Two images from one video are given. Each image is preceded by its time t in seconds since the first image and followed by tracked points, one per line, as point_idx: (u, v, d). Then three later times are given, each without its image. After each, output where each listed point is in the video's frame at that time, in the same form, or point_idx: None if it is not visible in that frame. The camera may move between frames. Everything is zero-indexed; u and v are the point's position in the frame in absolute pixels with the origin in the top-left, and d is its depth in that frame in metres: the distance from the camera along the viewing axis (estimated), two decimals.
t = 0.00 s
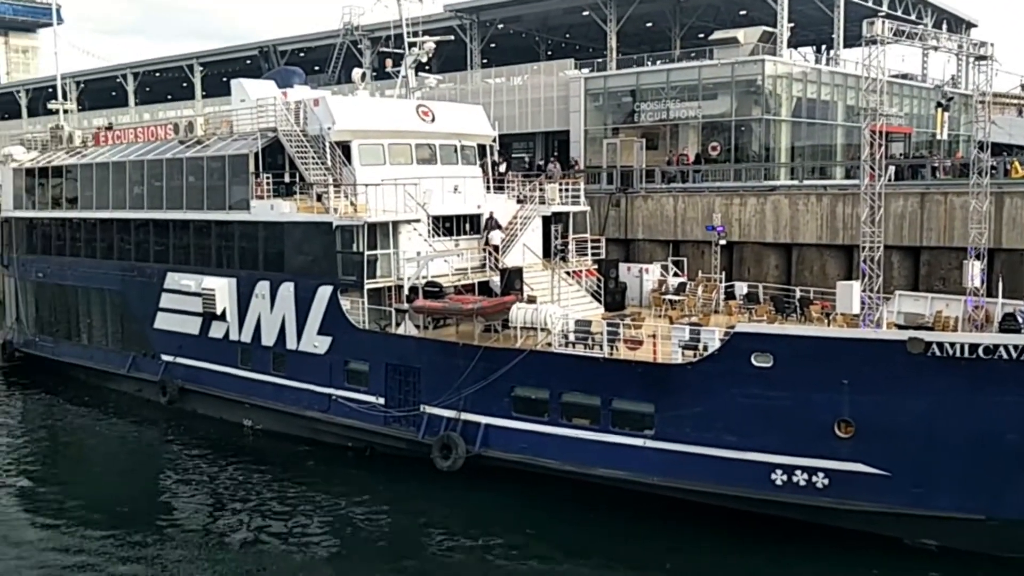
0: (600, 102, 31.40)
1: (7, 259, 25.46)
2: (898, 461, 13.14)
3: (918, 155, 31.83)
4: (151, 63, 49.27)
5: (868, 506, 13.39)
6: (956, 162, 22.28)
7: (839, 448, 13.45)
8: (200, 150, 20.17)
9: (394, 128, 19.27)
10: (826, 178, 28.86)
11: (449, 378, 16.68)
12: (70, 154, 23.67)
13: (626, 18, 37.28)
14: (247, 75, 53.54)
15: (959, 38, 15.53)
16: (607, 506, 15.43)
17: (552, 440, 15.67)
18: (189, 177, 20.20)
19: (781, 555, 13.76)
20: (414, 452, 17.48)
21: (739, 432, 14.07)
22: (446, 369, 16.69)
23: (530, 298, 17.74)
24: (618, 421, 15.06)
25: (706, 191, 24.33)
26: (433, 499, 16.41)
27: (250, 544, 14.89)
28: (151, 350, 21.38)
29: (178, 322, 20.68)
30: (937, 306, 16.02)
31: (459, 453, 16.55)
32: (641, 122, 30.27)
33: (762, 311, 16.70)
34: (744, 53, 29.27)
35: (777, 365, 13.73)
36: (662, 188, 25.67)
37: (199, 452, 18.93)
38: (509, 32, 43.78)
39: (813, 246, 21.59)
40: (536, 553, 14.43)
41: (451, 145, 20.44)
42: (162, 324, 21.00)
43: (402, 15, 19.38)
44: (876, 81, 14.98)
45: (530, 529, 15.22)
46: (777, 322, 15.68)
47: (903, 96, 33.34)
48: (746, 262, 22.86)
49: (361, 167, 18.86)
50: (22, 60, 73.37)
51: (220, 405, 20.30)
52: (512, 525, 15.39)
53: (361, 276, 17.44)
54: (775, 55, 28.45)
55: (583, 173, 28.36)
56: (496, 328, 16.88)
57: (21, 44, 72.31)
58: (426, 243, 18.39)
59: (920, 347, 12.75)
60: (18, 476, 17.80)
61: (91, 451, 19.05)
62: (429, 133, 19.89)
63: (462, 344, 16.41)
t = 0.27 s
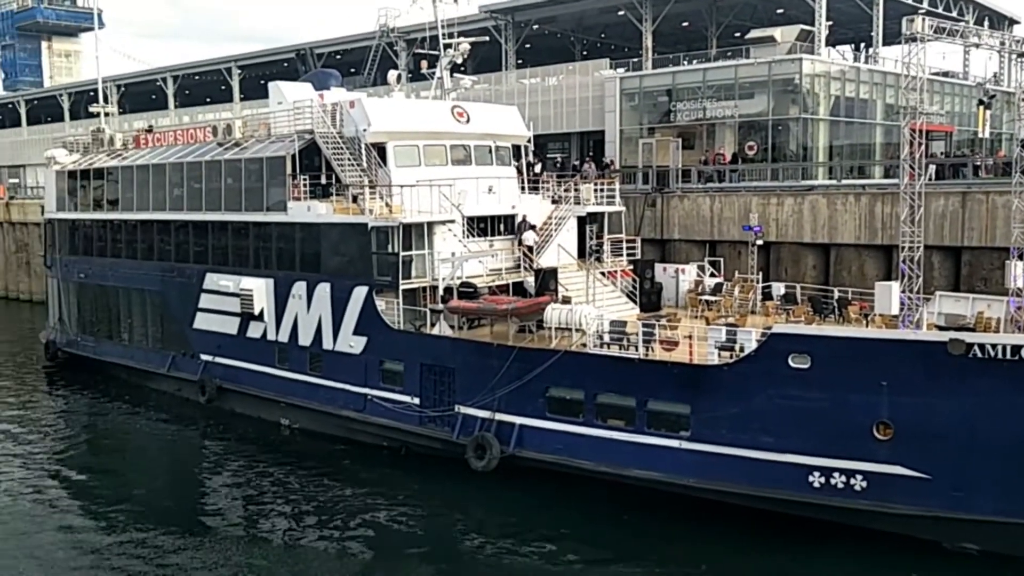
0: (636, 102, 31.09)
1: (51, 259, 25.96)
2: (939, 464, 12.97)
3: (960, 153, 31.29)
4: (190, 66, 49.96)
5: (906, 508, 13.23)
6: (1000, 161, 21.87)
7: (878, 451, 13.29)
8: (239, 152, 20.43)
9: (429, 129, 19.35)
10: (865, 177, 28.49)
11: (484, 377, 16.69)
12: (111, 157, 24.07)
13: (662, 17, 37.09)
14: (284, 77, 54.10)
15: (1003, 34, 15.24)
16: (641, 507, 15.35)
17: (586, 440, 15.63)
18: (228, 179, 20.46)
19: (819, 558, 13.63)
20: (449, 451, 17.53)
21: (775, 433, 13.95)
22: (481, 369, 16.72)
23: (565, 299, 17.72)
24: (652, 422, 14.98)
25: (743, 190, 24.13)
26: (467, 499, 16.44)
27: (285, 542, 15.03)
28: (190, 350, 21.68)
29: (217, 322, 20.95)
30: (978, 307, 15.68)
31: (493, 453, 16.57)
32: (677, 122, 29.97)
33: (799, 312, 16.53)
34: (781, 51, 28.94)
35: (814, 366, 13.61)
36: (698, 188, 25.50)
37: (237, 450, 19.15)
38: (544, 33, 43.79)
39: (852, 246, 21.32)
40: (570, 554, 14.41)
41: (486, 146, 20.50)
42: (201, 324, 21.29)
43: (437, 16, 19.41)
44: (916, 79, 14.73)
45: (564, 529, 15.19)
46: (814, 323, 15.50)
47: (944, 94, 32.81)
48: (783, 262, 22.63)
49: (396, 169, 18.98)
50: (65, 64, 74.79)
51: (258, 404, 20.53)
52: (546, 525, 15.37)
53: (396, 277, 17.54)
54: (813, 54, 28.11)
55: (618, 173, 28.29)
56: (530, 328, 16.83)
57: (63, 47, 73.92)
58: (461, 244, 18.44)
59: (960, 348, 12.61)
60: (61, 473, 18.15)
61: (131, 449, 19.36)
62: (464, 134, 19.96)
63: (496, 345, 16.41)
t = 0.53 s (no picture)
0: (668, 104, 30.90)
1: (90, 263, 26.35)
2: (978, 470, 12.80)
3: (1000, 154, 30.77)
4: (226, 72, 50.56)
5: (944, 515, 13.08)
6: None
7: (915, 456, 13.13)
8: (274, 157, 20.61)
9: (461, 132, 19.40)
10: (903, 179, 28.11)
11: (517, 381, 16.65)
12: (148, 162, 24.39)
13: (695, 19, 36.89)
14: (319, 82, 54.59)
15: None
16: (675, 513, 15.23)
17: (619, 444, 15.55)
18: (263, 183, 20.66)
19: (855, 565, 13.48)
20: (482, 454, 17.47)
21: (811, 438, 13.80)
22: (513, 372, 16.69)
23: (597, 302, 17.66)
24: (686, 426, 14.86)
25: (778, 193, 23.91)
26: (500, 502, 16.41)
27: (319, 544, 15.11)
28: (226, 353, 21.89)
29: (252, 325, 21.13)
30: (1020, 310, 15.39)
31: (526, 457, 16.53)
32: (710, 124, 29.79)
33: (835, 316, 16.30)
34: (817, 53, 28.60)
35: (849, 370, 13.48)
36: (733, 191, 25.31)
37: (270, 453, 19.28)
38: (576, 36, 43.76)
39: (888, 249, 21.05)
40: (603, 558, 14.33)
41: (518, 149, 20.50)
42: (237, 327, 21.48)
43: (470, 20, 19.44)
44: (954, 80, 14.50)
45: (597, 533, 15.09)
46: (850, 326, 15.28)
47: (982, 95, 32.30)
48: (819, 265, 22.33)
49: (429, 172, 19.04)
50: (104, 71, 76.04)
51: (291, 406, 20.67)
52: (579, 529, 15.30)
53: (428, 280, 17.58)
54: (848, 55, 27.78)
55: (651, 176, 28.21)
56: (563, 332, 16.84)
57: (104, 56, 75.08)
58: (492, 247, 18.40)
59: (999, 352, 12.44)
60: (99, 474, 18.40)
61: (167, 451, 19.58)
62: (496, 137, 19.99)
63: (529, 348, 16.37)
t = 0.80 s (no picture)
0: (698, 108, 30.92)
1: (124, 269, 26.68)
2: (1015, 477, 12.64)
3: None
4: (257, 79, 51.10)
5: (979, 523, 12.95)
6: None
7: (950, 463, 13.00)
8: (305, 163, 20.76)
9: (491, 138, 19.43)
10: (937, 182, 27.76)
11: (547, 386, 16.59)
12: (182, 169, 24.69)
13: (725, 23, 36.69)
14: (349, 89, 54.95)
15: None
16: (706, 520, 15.09)
17: (650, 450, 15.45)
18: (294, 189, 20.82)
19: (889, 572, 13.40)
20: (512, 460, 17.39)
21: (844, 444, 13.67)
22: (544, 377, 16.62)
23: (628, 307, 17.59)
24: (718, 432, 14.72)
25: (811, 197, 23.69)
26: (530, 507, 16.37)
27: (349, 548, 15.15)
28: (258, 358, 22.06)
29: (283, 330, 21.27)
30: None
31: (556, 463, 16.39)
32: (742, 128, 29.65)
33: (868, 321, 16.04)
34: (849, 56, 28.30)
35: (883, 376, 13.37)
36: (765, 195, 25.11)
37: (301, 457, 19.38)
38: (606, 41, 43.71)
39: (923, 253, 20.78)
40: (635, 564, 14.25)
41: (548, 154, 20.51)
42: (268, 332, 21.63)
43: (500, 26, 19.49)
44: (989, 82, 14.29)
45: (628, 540, 15.01)
46: (885, 331, 15.08)
47: (1018, 97, 31.83)
48: (852, 270, 22.17)
49: (459, 178, 19.07)
50: (138, 79, 77.15)
51: (322, 411, 20.78)
52: (610, 535, 15.24)
53: (458, 284, 17.61)
54: (881, 58, 27.47)
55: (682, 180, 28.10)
56: (593, 336, 16.72)
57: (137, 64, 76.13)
58: (522, 251, 18.47)
59: None
60: (133, 478, 18.60)
61: (199, 455, 19.74)
62: (525, 142, 20.00)
63: (559, 352, 16.30)
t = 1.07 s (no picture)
0: (727, 114, 30.64)
1: (156, 275, 26.99)
2: None
3: None
4: (285, 88, 51.56)
5: (1013, 533, 12.76)
6: None
7: (983, 471, 12.81)
8: (333, 171, 20.91)
9: (518, 145, 19.45)
10: (970, 188, 27.45)
11: (574, 393, 16.54)
12: (212, 177, 24.96)
13: (753, 28, 36.52)
14: (376, 96, 55.30)
15: None
16: (735, 528, 14.98)
17: (678, 458, 15.34)
18: (323, 197, 20.98)
19: None
20: (540, 467, 17.39)
21: (875, 452, 13.53)
22: (571, 384, 16.59)
23: (655, 313, 17.53)
24: (747, 440, 14.61)
25: (840, 202, 23.50)
26: (557, 514, 16.33)
27: (376, 554, 15.20)
28: (286, 364, 22.20)
29: (312, 336, 21.39)
30: None
31: (584, 470, 16.31)
32: (770, 133, 29.50)
33: (898, 329, 15.74)
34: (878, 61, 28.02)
35: (915, 383, 13.23)
36: (794, 201, 24.95)
37: (329, 463, 19.47)
38: (633, 47, 43.68)
39: (955, 259, 20.54)
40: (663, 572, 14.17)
41: (575, 160, 20.53)
42: (297, 338, 21.77)
43: (527, 33, 19.53)
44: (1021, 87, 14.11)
45: (655, 547, 14.93)
46: (916, 338, 14.90)
47: None
48: (882, 276, 22.00)
49: (486, 184, 19.11)
50: (169, 88, 78.14)
51: (349, 417, 20.88)
52: (637, 542, 15.16)
53: (485, 291, 17.63)
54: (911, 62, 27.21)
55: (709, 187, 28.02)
56: (620, 343, 16.73)
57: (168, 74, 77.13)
58: (549, 258, 18.45)
59: None
60: (163, 483, 18.78)
61: (229, 460, 19.90)
62: (553, 148, 20.01)
63: (587, 359, 16.26)
